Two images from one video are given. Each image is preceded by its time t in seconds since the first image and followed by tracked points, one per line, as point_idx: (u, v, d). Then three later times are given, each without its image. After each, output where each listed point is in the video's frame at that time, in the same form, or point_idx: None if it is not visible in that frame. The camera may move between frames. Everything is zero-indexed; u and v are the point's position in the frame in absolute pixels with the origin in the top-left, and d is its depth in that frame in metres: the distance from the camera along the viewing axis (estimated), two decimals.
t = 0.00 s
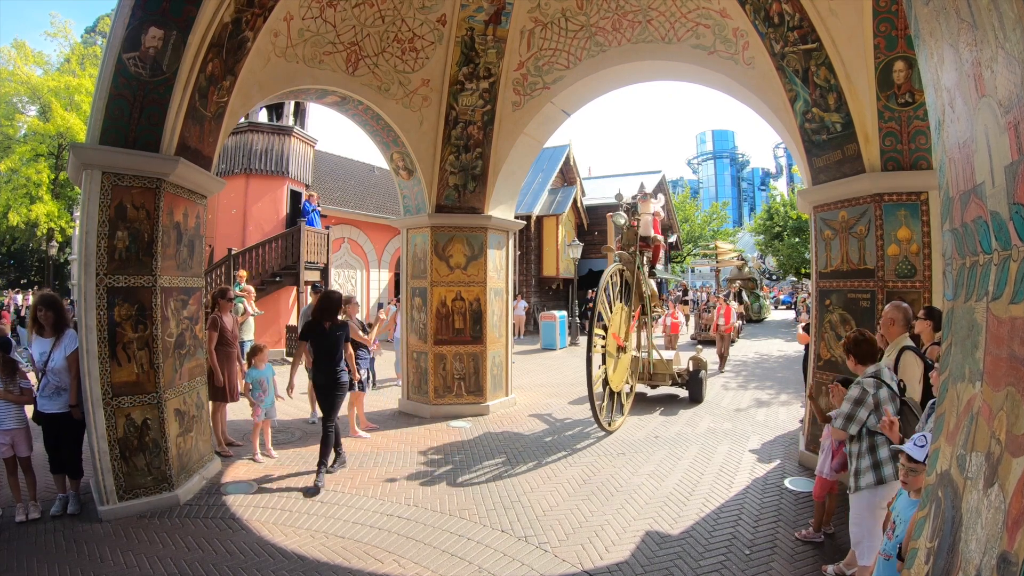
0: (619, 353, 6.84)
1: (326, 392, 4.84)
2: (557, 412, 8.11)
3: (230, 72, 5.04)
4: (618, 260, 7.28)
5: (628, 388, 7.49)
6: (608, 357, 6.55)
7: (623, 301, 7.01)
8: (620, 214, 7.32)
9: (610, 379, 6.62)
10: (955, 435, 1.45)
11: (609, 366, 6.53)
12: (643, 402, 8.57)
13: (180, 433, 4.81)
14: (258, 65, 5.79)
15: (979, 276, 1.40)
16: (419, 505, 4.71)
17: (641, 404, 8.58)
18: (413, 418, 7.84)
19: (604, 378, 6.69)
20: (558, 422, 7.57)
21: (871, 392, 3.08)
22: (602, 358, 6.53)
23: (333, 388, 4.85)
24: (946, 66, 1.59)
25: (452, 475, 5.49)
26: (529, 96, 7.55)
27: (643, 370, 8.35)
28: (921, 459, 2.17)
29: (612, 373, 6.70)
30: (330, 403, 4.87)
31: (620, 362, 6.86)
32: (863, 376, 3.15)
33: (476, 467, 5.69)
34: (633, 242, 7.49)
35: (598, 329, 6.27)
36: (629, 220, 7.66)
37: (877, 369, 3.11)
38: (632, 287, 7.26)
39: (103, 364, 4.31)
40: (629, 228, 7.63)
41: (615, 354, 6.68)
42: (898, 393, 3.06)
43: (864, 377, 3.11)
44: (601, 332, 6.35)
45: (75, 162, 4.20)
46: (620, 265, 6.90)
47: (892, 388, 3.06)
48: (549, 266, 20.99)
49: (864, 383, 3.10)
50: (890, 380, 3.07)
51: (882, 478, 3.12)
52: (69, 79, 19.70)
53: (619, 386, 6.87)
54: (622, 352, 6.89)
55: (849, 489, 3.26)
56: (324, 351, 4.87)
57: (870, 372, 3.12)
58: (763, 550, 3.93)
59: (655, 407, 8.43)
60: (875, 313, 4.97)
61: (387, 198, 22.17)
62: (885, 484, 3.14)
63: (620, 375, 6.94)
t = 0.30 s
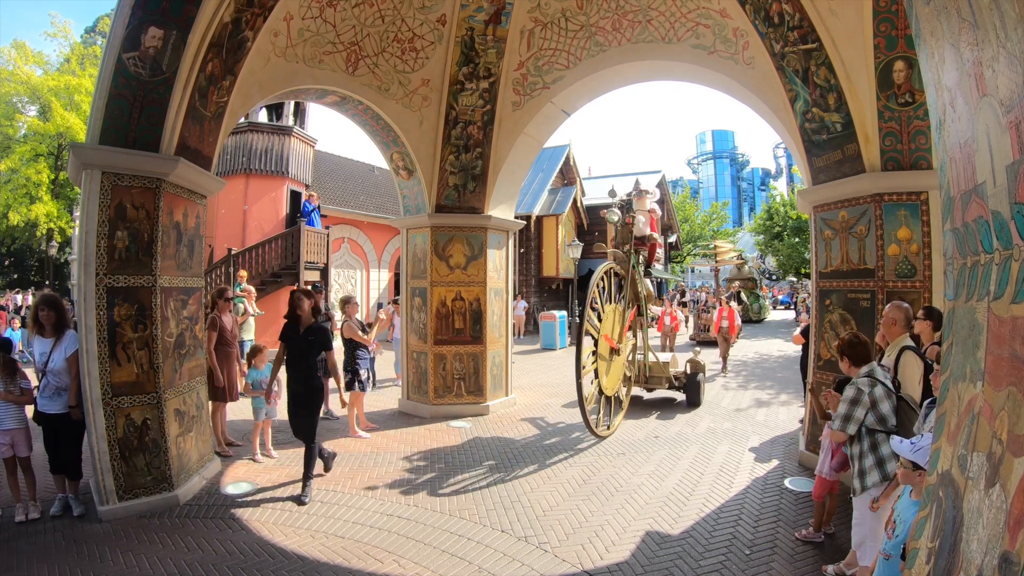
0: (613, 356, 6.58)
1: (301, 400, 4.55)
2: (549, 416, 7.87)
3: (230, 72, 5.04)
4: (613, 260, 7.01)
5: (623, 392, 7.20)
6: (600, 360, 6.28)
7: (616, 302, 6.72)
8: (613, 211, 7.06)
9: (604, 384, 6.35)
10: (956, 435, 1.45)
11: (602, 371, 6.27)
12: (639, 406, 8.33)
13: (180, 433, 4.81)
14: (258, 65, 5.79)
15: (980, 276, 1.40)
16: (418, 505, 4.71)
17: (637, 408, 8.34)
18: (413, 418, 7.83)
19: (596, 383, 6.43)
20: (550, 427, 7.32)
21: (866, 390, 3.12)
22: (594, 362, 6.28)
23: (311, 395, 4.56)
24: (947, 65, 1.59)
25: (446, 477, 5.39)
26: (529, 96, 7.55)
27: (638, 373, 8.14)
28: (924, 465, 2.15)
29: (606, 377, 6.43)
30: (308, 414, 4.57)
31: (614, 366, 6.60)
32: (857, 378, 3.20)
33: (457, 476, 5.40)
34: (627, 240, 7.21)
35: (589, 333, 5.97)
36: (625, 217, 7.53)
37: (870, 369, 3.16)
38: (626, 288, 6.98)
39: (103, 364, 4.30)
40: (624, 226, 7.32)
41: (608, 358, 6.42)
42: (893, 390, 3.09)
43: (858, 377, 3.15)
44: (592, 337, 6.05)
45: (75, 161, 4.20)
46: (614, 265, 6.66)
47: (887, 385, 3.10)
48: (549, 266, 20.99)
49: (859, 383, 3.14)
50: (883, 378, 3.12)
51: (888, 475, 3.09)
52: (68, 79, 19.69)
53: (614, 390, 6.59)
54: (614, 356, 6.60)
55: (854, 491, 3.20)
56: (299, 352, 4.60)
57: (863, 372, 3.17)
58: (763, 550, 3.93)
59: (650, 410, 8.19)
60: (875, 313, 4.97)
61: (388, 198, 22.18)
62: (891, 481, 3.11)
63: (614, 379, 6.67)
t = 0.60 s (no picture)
0: (603, 359, 6.21)
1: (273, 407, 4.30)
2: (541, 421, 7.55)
3: (230, 72, 5.04)
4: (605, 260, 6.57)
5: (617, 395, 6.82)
6: (590, 362, 5.91)
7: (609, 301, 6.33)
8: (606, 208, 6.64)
9: (593, 389, 6.00)
10: (956, 435, 1.45)
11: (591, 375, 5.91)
12: (633, 411, 7.98)
13: (180, 433, 4.81)
14: (258, 65, 5.79)
15: (980, 276, 1.40)
16: (418, 505, 4.70)
17: (632, 413, 8.00)
18: (413, 418, 7.83)
19: (587, 389, 6.08)
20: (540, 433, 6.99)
21: (874, 389, 3.07)
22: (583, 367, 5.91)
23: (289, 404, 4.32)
24: (947, 65, 1.59)
25: (446, 477, 5.38)
26: (529, 96, 7.55)
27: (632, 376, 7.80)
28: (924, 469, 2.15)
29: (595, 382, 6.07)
30: (289, 424, 4.35)
31: (605, 370, 6.22)
32: (865, 374, 3.14)
33: (435, 488, 5.08)
34: (621, 238, 6.80)
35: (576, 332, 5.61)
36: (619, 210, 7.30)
37: (880, 368, 3.11)
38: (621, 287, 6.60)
39: (103, 364, 4.30)
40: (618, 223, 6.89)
41: (598, 361, 6.05)
42: (898, 392, 3.08)
43: (868, 374, 3.10)
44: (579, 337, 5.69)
45: (75, 161, 4.20)
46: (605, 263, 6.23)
47: (894, 387, 3.07)
48: (549, 266, 20.98)
49: (868, 379, 3.08)
50: (891, 379, 3.09)
51: (878, 475, 3.13)
52: (68, 79, 19.68)
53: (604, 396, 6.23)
54: (606, 358, 6.22)
55: (846, 485, 3.25)
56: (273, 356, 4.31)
57: (872, 369, 3.11)
58: (763, 550, 3.93)
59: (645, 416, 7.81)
60: (875, 313, 4.97)
61: (388, 198, 22.19)
62: (881, 481, 3.14)
63: (606, 382, 6.32)
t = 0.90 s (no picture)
0: (595, 363, 5.85)
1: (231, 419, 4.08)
2: (531, 427, 7.26)
3: (230, 72, 5.04)
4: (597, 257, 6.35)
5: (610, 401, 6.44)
6: (579, 369, 5.53)
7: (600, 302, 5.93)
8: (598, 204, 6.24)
9: (584, 395, 5.64)
10: (956, 435, 1.45)
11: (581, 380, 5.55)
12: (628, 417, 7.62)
13: (180, 433, 4.81)
14: (257, 65, 5.79)
15: (980, 275, 1.40)
16: (418, 505, 4.70)
17: (626, 419, 7.64)
18: (413, 418, 7.83)
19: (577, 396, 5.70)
20: (530, 440, 6.70)
21: (881, 392, 3.04)
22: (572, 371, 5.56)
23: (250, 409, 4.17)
24: (947, 64, 1.58)
25: (446, 477, 5.39)
26: (529, 96, 7.55)
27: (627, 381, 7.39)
28: (922, 472, 2.16)
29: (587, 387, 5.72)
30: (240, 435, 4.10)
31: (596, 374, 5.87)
32: (874, 376, 3.11)
33: (415, 497, 4.87)
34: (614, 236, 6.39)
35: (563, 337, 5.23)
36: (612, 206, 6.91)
37: (890, 373, 3.07)
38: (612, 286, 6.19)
39: (103, 364, 4.30)
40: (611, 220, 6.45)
41: (588, 365, 5.67)
42: (904, 398, 3.06)
43: (878, 376, 3.06)
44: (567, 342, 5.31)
45: (75, 161, 4.20)
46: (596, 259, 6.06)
47: (900, 394, 3.06)
48: (549, 266, 20.97)
49: (877, 382, 3.05)
50: (899, 385, 3.06)
51: (870, 476, 3.14)
52: (68, 79, 19.66)
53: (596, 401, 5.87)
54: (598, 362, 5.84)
55: (838, 483, 3.26)
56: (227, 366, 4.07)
57: (882, 372, 3.07)
58: (763, 550, 3.93)
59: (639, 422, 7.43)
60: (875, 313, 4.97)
61: (388, 198, 22.20)
62: (873, 482, 3.15)
63: (600, 386, 5.99)
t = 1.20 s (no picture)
0: (584, 367, 5.57)
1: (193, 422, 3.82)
2: (521, 432, 7.03)
3: (230, 72, 5.04)
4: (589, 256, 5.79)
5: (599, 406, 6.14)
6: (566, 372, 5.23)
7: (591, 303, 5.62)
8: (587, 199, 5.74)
9: (571, 401, 5.37)
10: (953, 437, 1.46)
11: (568, 386, 5.27)
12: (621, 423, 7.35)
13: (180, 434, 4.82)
14: (257, 65, 5.79)
15: (977, 278, 1.40)
16: (418, 505, 4.70)
17: (620, 424, 7.38)
18: (413, 418, 7.84)
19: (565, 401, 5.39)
20: (517, 447, 6.44)
21: (882, 396, 3.03)
22: (558, 377, 5.28)
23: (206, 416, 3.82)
24: (945, 66, 1.58)
25: (445, 477, 5.39)
26: (529, 96, 7.55)
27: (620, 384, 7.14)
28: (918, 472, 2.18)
29: (575, 393, 5.44)
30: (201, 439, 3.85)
31: (585, 378, 5.59)
32: (876, 379, 3.08)
33: (388, 510, 4.58)
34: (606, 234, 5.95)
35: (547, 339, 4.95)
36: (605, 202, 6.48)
37: (892, 376, 3.05)
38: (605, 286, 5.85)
39: (103, 364, 4.30)
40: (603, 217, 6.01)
41: (575, 369, 5.38)
42: (905, 402, 3.05)
43: (880, 379, 3.03)
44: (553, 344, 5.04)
45: (75, 161, 4.20)
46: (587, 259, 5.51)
47: (901, 397, 3.04)
48: (549, 266, 20.98)
49: (879, 386, 3.03)
50: (901, 389, 3.04)
51: (870, 479, 3.15)
52: (68, 80, 19.66)
53: (585, 407, 5.60)
54: (587, 365, 5.54)
55: (837, 484, 3.27)
56: (184, 368, 3.81)
57: (885, 375, 3.04)
58: (762, 550, 3.93)
59: (632, 428, 7.15)
60: (874, 314, 4.97)
61: (388, 198, 22.20)
62: (872, 485, 3.16)
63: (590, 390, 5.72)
